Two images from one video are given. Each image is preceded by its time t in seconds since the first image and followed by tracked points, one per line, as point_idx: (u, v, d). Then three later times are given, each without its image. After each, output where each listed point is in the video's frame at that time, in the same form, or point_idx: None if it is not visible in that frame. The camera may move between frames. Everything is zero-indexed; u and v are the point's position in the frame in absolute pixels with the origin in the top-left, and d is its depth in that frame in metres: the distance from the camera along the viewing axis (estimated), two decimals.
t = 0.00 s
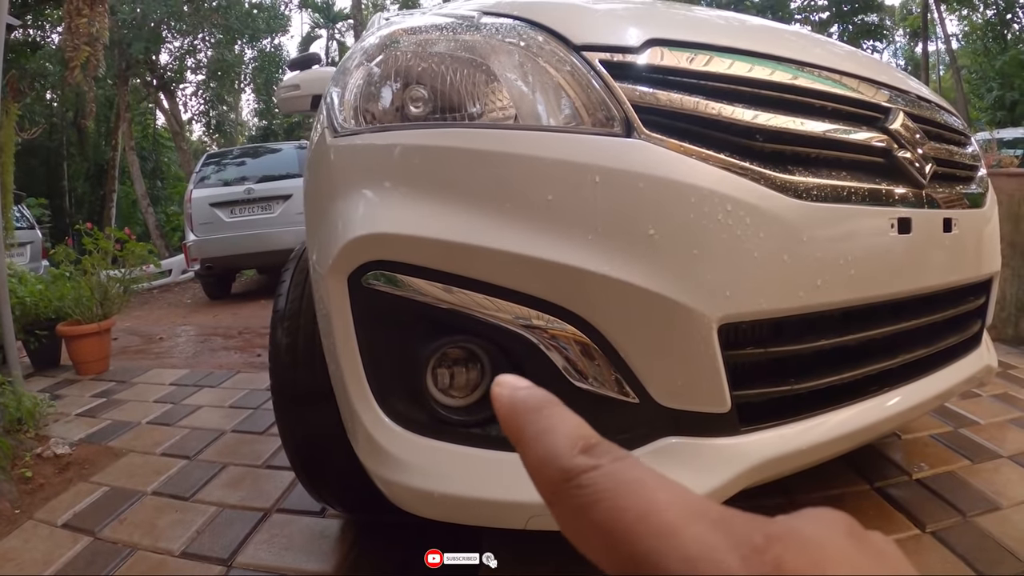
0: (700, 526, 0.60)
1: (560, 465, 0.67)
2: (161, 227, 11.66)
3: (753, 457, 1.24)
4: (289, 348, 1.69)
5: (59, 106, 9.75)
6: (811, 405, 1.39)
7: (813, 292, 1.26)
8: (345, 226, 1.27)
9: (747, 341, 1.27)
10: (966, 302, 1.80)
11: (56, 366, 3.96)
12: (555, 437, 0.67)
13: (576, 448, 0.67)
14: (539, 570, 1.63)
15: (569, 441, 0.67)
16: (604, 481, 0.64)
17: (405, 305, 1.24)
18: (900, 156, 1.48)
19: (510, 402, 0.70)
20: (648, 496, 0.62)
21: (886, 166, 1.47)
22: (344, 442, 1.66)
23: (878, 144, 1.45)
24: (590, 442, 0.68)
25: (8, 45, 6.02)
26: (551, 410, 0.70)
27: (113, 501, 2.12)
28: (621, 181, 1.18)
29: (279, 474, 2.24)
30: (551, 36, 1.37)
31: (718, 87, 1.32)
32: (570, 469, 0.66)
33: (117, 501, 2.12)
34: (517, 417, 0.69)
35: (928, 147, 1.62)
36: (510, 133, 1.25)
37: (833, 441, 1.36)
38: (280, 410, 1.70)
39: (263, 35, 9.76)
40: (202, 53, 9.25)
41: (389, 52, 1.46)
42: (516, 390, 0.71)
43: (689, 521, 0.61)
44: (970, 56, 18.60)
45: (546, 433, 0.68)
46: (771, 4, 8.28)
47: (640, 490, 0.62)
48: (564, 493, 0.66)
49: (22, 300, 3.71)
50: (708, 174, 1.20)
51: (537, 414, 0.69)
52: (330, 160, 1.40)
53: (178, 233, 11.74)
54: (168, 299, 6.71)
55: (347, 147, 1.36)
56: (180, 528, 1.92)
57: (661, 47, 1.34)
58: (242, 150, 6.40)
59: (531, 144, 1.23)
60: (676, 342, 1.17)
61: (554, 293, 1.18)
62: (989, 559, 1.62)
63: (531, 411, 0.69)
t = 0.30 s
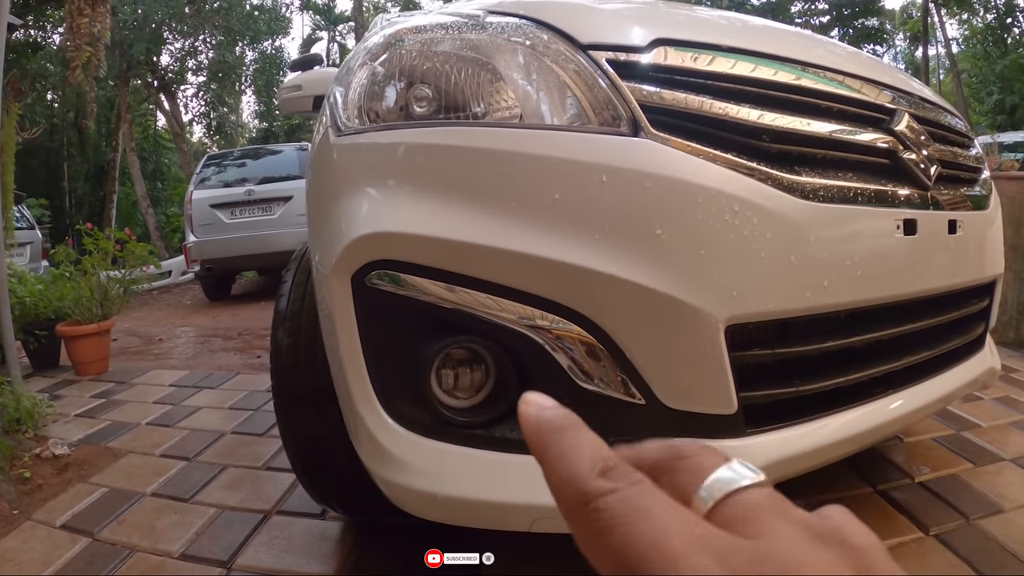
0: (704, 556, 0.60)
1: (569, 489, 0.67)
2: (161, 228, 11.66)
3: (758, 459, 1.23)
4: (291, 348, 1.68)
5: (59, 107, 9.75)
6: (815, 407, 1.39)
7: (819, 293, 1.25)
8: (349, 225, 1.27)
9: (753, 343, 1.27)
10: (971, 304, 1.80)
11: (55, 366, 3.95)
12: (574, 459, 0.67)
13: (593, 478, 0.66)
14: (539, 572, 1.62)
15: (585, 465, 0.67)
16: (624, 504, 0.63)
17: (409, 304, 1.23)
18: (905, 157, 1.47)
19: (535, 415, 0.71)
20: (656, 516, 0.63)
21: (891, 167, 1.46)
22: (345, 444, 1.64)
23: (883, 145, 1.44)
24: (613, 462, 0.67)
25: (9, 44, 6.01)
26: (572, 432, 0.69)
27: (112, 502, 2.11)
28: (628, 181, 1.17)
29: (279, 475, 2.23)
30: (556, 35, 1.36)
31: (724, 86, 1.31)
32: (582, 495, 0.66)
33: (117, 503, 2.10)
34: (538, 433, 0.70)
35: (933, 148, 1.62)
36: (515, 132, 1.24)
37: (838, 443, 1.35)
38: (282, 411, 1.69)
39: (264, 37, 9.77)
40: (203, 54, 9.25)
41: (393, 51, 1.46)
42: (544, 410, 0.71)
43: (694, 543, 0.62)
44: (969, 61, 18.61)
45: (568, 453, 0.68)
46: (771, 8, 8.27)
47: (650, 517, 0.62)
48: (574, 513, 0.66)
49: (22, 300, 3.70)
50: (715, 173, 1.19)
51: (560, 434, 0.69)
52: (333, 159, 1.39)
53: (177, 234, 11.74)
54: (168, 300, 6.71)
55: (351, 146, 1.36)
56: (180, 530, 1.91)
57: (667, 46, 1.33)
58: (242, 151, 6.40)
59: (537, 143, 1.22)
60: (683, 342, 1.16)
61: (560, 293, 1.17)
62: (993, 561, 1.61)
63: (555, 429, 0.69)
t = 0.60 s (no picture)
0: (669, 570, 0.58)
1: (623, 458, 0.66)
2: (162, 229, 11.67)
3: (759, 460, 1.23)
4: (294, 349, 1.69)
5: (61, 108, 9.76)
6: (816, 408, 1.39)
7: (821, 295, 1.26)
8: (352, 226, 1.27)
9: (754, 344, 1.27)
10: (972, 306, 1.80)
11: (56, 367, 3.95)
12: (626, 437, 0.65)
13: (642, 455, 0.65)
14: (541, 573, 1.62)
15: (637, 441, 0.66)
16: (602, 541, 0.61)
17: (412, 305, 1.23)
18: (907, 160, 1.48)
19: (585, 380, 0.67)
20: (627, 535, 0.61)
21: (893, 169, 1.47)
22: (348, 444, 1.65)
23: (884, 147, 1.45)
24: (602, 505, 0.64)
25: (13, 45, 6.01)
26: (624, 407, 0.67)
27: (114, 503, 2.12)
28: (630, 182, 1.18)
29: (281, 476, 2.24)
30: (559, 38, 1.37)
31: (726, 89, 1.32)
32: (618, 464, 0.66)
33: (119, 503, 2.11)
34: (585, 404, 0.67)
35: (933, 150, 1.62)
36: (518, 135, 1.25)
37: (839, 444, 1.35)
38: (284, 412, 1.69)
39: (266, 39, 9.80)
40: (205, 57, 9.27)
41: (397, 53, 1.46)
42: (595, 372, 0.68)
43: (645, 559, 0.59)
44: (970, 64, 18.61)
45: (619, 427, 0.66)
46: (773, 11, 8.25)
47: (619, 545, 0.60)
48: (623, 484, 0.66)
49: (24, 301, 3.71)
50: (717, 176, 1.20)
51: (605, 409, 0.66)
52: (337, 160, 1.40)
53: (179, 236, 11.73)
54: (169, 302, 6.71)
55: (354, 148, 1.36)
56: (182, 531, 1.92)
57: (669, 49, 1.34)
58: (244, 153, 6.40)
59: (540, 145, 1.23)
60: (686, 343, 1.17)
61: (562, 294, 1.17)
62: (995, 563, 1.61)
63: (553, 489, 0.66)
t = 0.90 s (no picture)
0: None
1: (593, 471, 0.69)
2: (165, 231, 11.71)
3: (758, 465, 1.25)
4: (298, 354, 1.71)
5: (63, 110, 9.78)
6: (814, 414, 1.41)
7: (818, 303, 1.28)
8: (357, 235, 1.29)
9: (753, 351, 1.29)
10: (970, 313, 1.82)
11: (60, 369, 3.98)
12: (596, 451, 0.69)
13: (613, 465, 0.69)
14: None
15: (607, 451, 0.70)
16: None
17: (415, 312, 1.26)
18: (904, 169, 1.49)
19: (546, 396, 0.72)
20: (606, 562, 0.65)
21: (890, 178, 1.49)
22: (351, 448, 1.67)
23: (881, 157, 1.47)
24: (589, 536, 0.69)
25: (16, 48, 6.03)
26: (589, 419, 0.71)
27: (118, 505, 2.14)
28: (630, 193, 1.20)
29: (284, 479, 2.26)
30: (561, 50, 1.39)
31: (725, 100, 1.34)
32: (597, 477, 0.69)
33: (123, 505, 2.13)
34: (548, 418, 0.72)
35: (931, 159, 1.64)
36: (520, 146, 1.27)
37: (837, 450, 1.37)
38: (289, 416, 1.71)
39: (268, 41, 9.82)
40: (207, 59, 9.30)
41: (401, 63, 1.48)
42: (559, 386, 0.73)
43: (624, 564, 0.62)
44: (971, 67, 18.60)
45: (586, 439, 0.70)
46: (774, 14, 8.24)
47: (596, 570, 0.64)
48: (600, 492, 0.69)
49: (27, 303, 3.74)
50: (716, 186, 1.22)
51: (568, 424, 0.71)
52: (341, 169, 1.42)
53: (181, 238, 11.76)
54: (172, 304, 6.74)
55: (359, 157, 1.39)
56: (186, 533, 1.94)
57: (669, 61, 1.36)
58: (246, 156, 6.43)
59: (541, 156, 1.25)
60: (684, 351, 1.19)
61: (563, 302, 1.19)
62: (991, 567, 1.63)
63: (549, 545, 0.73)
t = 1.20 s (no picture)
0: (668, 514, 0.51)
1: (555, 432, 0.48)
2: (166, 233, 11.74)
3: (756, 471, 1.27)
4: (301, 360, 1.72)
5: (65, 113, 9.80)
6: (813, 419, 1.43)
7: (816, 311, 1.29)
8: (361, 243, 1.31)
9: (751, 358, 1.31)
10: (968, 319, 1.83)
11: (62, 372, 4.00)
12: (563, 408, 0.48)
13: (587, 428, 0.48)
14: None
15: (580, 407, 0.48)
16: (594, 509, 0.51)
17: (419, 320, 1.28)
18: (902, 177, 1.51)
19: (506, 330, 0.45)
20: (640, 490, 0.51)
21: (888, 187, 1.50)
22: (355, 453, 1.69)
23: (879, 165, 1.49)
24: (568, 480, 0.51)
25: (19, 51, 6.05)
26: (560, 354, 0.46)
27: (122, 508, 2.15)
28: (630, 203, 1.22)
29: (287, 482, 2.28)
30: (562, 60, 1.41)
31: (724, 111, 1.36)
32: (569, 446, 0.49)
33: (126, 508, 2.15)
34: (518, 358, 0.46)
35: (929, 167, 1.66)
36: (522, 156, 1.29)
37: (835, 455, 1.39)
38: (292, 421, 1.73)
39: (270, 44, 9.85)
40: (210, 62, 9.33)
41: (404, 72, 1.50)
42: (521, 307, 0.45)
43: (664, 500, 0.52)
44: (972, 69, 18.62)
45: (559, 402, 0.47)
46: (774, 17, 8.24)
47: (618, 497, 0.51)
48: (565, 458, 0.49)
49: (30, 306, 3.76)
50: (714, 197, 1.24)
51: (531, 371, 0.46)
52: (345, 177, 1.44)
53: (183, 240, 11.79)
54: (174, 306, 6.76)
55: (362, 166, 1.41)
56: (190, 536, 1.96)
57: (669, 71, 1.38)
58: (248, 159, 6.45)
59: (542, 166, 1.27)
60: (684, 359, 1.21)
61: (564, 311, 1.21)
62: (989, 571, 1.64)
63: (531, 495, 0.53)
